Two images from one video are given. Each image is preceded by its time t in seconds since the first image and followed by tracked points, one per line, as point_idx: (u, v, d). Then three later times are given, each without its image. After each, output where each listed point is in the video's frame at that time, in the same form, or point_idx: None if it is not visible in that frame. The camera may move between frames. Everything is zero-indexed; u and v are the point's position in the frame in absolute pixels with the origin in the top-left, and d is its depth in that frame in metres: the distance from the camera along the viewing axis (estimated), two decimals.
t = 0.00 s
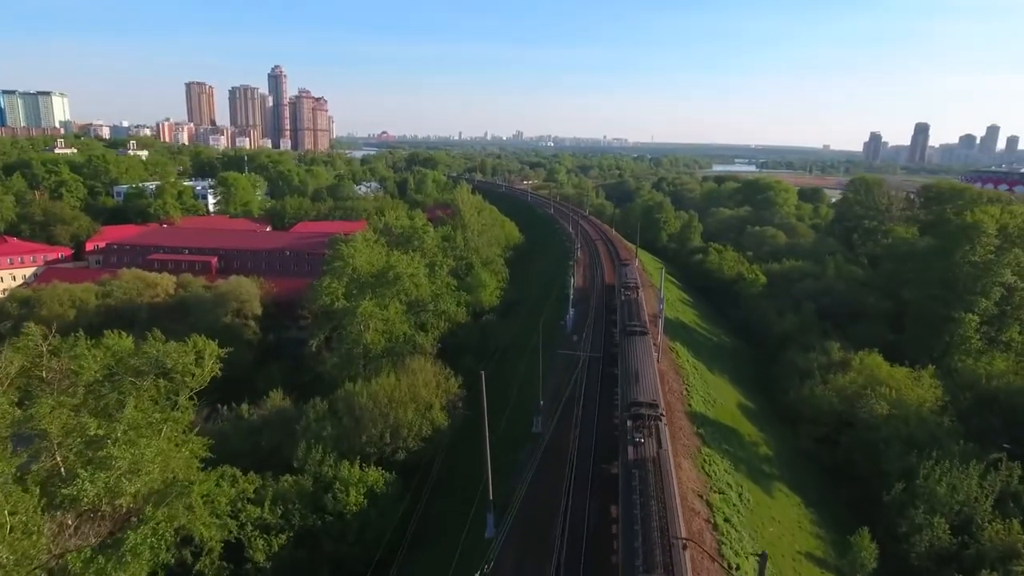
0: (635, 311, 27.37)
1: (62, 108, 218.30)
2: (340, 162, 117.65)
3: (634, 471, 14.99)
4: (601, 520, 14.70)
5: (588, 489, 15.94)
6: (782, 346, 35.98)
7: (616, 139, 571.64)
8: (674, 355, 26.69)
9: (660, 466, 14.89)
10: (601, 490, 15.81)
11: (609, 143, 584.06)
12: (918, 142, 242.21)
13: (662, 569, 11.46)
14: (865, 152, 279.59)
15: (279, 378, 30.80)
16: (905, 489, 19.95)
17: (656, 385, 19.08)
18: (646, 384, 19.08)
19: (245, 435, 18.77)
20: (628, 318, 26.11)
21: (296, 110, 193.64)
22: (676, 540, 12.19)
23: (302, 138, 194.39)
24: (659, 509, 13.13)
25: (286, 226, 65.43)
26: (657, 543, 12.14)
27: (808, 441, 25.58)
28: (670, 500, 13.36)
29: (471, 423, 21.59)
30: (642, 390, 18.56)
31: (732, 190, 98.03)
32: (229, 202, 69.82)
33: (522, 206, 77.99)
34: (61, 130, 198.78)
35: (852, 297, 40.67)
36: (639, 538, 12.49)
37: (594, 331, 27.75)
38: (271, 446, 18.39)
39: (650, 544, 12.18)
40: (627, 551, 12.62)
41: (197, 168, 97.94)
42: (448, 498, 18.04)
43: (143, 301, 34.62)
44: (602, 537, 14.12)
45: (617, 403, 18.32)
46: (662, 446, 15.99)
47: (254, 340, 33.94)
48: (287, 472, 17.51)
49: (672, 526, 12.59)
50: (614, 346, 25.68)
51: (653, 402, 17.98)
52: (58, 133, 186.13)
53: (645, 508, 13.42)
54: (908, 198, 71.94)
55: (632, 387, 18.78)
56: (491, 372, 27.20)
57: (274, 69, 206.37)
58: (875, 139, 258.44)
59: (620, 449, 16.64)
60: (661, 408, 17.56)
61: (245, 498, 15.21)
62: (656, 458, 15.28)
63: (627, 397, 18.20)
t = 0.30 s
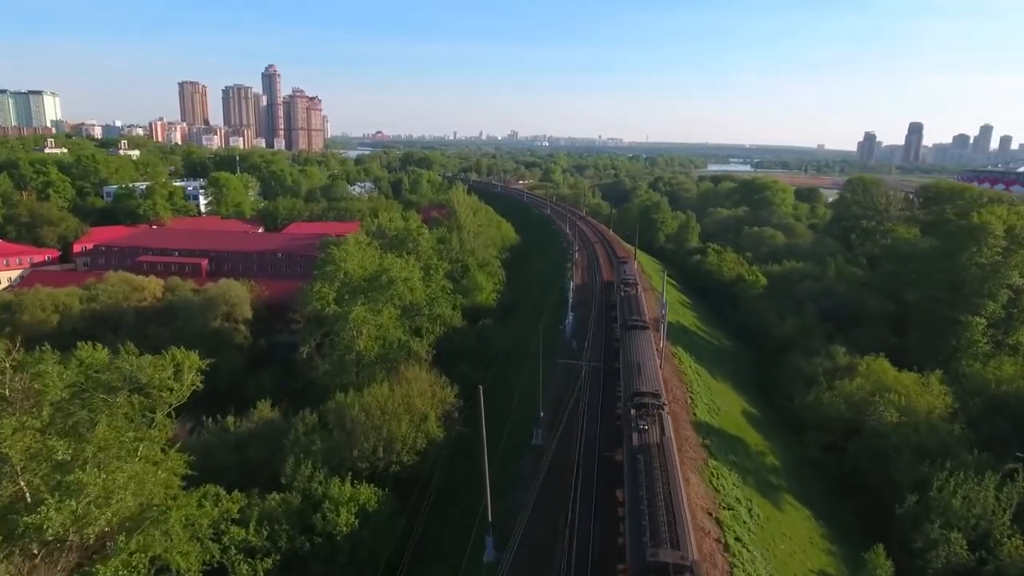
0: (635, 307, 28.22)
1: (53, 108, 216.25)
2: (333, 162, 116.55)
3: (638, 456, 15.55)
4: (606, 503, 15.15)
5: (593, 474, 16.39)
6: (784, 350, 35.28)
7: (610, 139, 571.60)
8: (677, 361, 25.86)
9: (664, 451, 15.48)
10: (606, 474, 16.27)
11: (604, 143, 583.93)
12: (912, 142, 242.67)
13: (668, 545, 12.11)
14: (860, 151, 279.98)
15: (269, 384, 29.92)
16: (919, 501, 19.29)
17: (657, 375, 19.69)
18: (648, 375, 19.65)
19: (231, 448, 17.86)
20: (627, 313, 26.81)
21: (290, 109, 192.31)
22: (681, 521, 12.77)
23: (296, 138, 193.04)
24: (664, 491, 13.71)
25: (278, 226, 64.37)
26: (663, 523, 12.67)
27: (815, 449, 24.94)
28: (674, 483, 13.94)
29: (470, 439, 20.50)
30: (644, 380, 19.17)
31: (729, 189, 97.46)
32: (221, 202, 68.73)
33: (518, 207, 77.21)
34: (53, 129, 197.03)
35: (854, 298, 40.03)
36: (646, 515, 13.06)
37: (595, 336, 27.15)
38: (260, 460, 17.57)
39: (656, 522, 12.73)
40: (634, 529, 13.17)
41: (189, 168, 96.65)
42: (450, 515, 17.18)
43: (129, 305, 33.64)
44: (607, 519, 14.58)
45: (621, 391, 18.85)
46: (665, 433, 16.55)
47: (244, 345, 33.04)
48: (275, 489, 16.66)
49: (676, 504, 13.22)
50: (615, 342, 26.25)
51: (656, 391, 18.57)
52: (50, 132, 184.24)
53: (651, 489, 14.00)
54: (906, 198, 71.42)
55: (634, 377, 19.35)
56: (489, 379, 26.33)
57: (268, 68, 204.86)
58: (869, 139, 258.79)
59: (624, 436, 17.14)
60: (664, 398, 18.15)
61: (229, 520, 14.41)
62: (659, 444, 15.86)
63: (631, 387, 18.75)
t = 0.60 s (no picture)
0: (635, 303, 29.62)
1: (49, 109, 215.11)
2: (330, 162, 115.58)
3: (645, 444, 16.53)
4: (613, 489, 16.07)
5: (601, 462, 17.31)
6: (789, 354, 34.57)
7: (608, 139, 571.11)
8: (681, 368, 25.05)
9: (669, 439, 16.48)
10: (613, 462, 17.18)
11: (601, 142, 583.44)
12: (910, 142, 242.49)
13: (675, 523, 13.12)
14: (858, 151, 279.61)
15: (261, 389, 29.07)
16: (936, 517, 18.55)
17: (660, 369, 20.77)
18: (651, 368, 20.78)
19: (217, 461, 16.98)
20: (629, 309, 28.03)
21: (286, 109, 191.45)
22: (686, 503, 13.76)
23: (292, 138, 191.75)
24: (670, 476, 14.71)
25: (273, 228, 63.40)
26: (671, 504, 13.65)
27: (825, 459, 24.31)
28: (678, 469, 14.94)
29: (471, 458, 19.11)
30: (648, 373, 20.23)
31: (728, 189, 96.73)
32: (215, 203, 67.77)
33: (516, 207, 76.46)
34: (47, 129, 195.34)
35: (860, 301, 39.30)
36: (653, 496, 14.03)
37: (598, 344, 26.46)
38: (249, 475, 16.70)
39: (664, 504, 13.68)
40: (641, 510, 14.11)
41: (183, 168, 95.44)
42: (450, 531, 16.34)
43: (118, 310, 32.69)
44: (615, 504, 15.53)
45: (626, 383, 19.93)
46: (669, 422, 17.58)
47: (235, 350, 32.16)
48: (265, 508, 15.83)
49: (681, 488, 14.24)
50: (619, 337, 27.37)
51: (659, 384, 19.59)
52: (45, 132, 182.60)
53: (657, 474, 14.97)
54: (908, 198, 70.79)
55: (638, 371, 20.40)
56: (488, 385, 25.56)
57: (264, 68, 203.51)
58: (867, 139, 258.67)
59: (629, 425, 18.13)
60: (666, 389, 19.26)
61: (212, 543, 13.59)
62: (664, 432, 16.87)
63: (636, 379, 19.81)
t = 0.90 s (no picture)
0: (637, 300, 30.45)
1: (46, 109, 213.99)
2: (327, 162, 114.75)
3: (650, 431, 17.10)
4: (620, 476, 16.62)
5: (608, 450, 17.84)
6: (796, 358, 33.80)
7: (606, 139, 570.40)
8: (688, 375, 24.28)
9: (674, 427, 17.12)
10: (619, 449, 17.71)
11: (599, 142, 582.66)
12: (909, 142, 242.16)
13: (682, 504, 13.74)
14: (857, 151, 279.12)
15: (255, 394, 28.21)
16: (957, 532, 17.73)
17: (663, 362, 21.48)
18: (656, 363, 21.44)
19: (205, 475, 16.12)
20: (632, 305, 28.79)
21: (284, 109, 190.60)
22: (692, 486, 14.39)
23: (290, 138, 190.77)
24: (677, 461, 15.34)
25: (269, 229, 62.51)
26: (678, 486, 14.27)
27: (837, 469, 23.53)
28: (685, 455, 15.57)
29: (472, 484, 17.69)
30: (652, 367, 20.92)
31: (728, 189, 96.06)
32: (211, 204, 66.92)
33: (515, 207, 75.75)
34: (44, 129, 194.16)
35: (867, 304, 38.55)
36: (660, 477, 14.64)
37: (601, 350, 25.89)
38: (237, 492, 15.88)
39: (671, 486, 14.26)
40: (648, 491, 14.68)
41: (179, 168, 94.45)
42: (450, 551, 15.59)
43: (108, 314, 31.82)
44: (622, 490, 16.06)
45: (631, 374, 20.57)
46: (673, 411, 18.21)
47: (229, 354, 31.30)
48: (254, 529, 15.02)
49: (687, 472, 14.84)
50: (622, 333, 28.05)
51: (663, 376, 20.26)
52: (41, 132, 181.62)
53: (664, 459, 15.56)
54: (911, 198, 70.14)
55: (643, 365, 21.06)
56: (488, 393, 24.83)
57: (262, 67, 202.44)
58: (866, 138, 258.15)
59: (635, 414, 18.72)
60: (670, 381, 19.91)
61: (195, 568, 12.82)
62: (670, 419, 17.45)
63: (641, 371, 20.43)
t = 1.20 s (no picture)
0: (640, 296, 31.34)
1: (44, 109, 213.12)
2: (326, 163, 113.94)
3: (657, 419, 17.95)
4: (628, 464, 17.31)
5: (615, 439, 18.55)
6: (803, 363, 33.06)
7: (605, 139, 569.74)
8: (696, 382, 23.57)
9: (680, 416, 17.90)
10: (626, 438, 18.42)
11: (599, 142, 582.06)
12: (909, 142, 241.52)
13: (688, 485, 14.51)
14: (857, 151, 278.56)
15: (249, 401, 27.40)
16: (979, 551, 16.96)
17: (668, 355, 22.30)
18: (661, 357, 22.16)
19: (193, 492, 15.40)
20: (636, 301, 29.66)
21: (284, 109, 189.91)
22: (695, 466, 15.28)
23: (289, 138, 189.92)
24: (682, 446, 16.13)
25: (266, 230, 61.69)
26: (682, 468, 15.08)
27: (850, 481, 22.76)
28: (690, 441, 16.35)
29: (472, 509, 16.53)
30: (657, 360, 21.71)
31: (730, 189, 95.26)
32: (207, 205, 66.07)
33: (515, 208, 74.98)
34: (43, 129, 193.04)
35: (876, 309, 37.80)
36: (666, 459, 15.50)
37: (604, 355, 25.28)
38: (227, 511, 15.19)
39: (677, 468, 15.08)
40: (655, 472, 15.53)
41: (176, 168, 93.48)
42: None
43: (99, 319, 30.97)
44: (629, 476, 16.74)
45: (637, 366, 21.49)
46: (678, 402, 19.00)
47: (223, 360, 30.51)
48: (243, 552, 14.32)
49: (690, 455, 15.71)
50: (625, 328, 28.74)
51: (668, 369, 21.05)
52: (39, 132, 180.72)
53: (670, 445, 16.32)
54: (915, 199, 69.38)
55: (648, 358, 21.84)
56: (488, 403, 24.03)
57: (262, 67, 201.75)
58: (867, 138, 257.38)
59: (641, 404, 19.54)
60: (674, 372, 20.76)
61: None
62: (674, 409, 18.29)
63: (647, 364, 21.30)
